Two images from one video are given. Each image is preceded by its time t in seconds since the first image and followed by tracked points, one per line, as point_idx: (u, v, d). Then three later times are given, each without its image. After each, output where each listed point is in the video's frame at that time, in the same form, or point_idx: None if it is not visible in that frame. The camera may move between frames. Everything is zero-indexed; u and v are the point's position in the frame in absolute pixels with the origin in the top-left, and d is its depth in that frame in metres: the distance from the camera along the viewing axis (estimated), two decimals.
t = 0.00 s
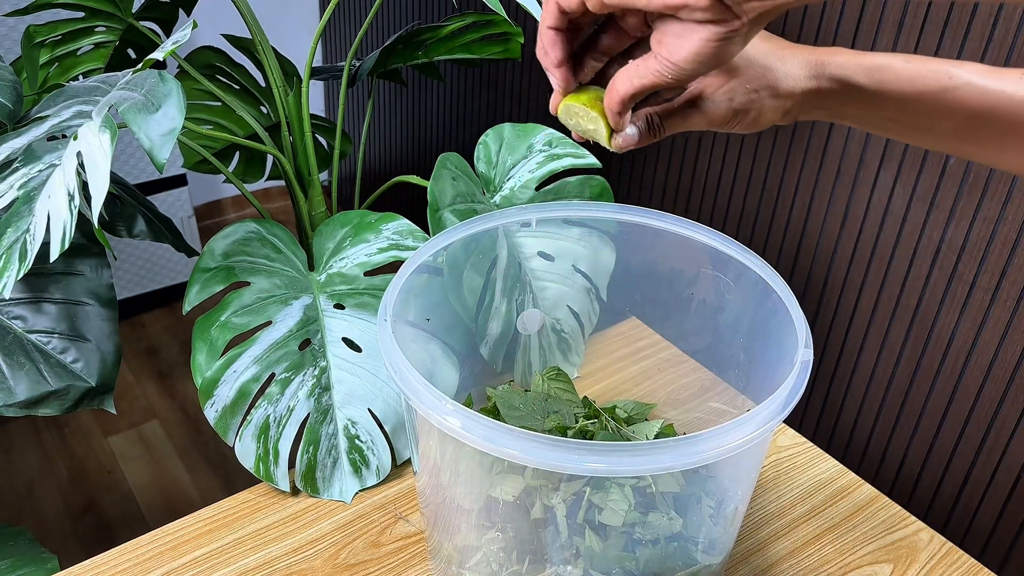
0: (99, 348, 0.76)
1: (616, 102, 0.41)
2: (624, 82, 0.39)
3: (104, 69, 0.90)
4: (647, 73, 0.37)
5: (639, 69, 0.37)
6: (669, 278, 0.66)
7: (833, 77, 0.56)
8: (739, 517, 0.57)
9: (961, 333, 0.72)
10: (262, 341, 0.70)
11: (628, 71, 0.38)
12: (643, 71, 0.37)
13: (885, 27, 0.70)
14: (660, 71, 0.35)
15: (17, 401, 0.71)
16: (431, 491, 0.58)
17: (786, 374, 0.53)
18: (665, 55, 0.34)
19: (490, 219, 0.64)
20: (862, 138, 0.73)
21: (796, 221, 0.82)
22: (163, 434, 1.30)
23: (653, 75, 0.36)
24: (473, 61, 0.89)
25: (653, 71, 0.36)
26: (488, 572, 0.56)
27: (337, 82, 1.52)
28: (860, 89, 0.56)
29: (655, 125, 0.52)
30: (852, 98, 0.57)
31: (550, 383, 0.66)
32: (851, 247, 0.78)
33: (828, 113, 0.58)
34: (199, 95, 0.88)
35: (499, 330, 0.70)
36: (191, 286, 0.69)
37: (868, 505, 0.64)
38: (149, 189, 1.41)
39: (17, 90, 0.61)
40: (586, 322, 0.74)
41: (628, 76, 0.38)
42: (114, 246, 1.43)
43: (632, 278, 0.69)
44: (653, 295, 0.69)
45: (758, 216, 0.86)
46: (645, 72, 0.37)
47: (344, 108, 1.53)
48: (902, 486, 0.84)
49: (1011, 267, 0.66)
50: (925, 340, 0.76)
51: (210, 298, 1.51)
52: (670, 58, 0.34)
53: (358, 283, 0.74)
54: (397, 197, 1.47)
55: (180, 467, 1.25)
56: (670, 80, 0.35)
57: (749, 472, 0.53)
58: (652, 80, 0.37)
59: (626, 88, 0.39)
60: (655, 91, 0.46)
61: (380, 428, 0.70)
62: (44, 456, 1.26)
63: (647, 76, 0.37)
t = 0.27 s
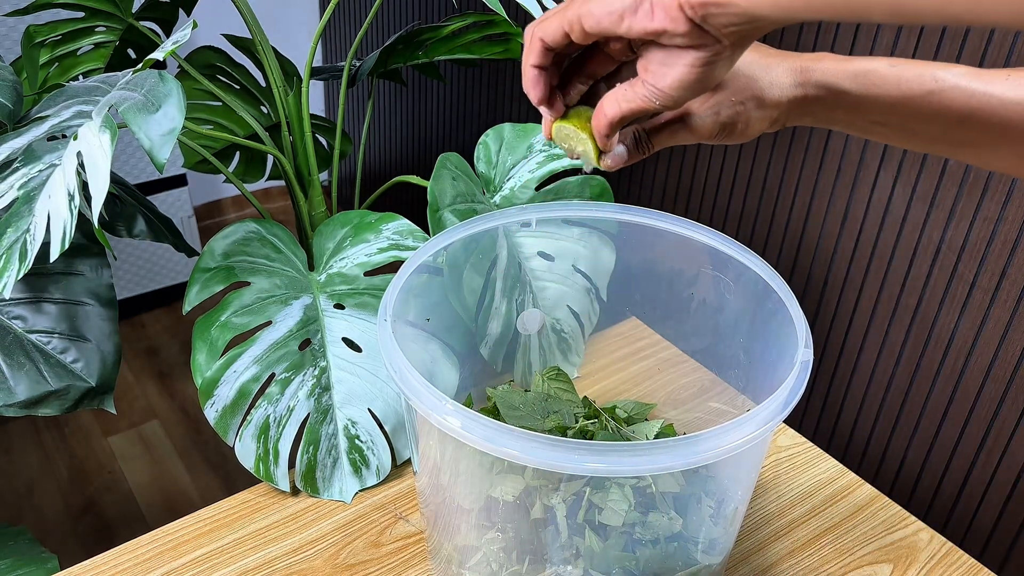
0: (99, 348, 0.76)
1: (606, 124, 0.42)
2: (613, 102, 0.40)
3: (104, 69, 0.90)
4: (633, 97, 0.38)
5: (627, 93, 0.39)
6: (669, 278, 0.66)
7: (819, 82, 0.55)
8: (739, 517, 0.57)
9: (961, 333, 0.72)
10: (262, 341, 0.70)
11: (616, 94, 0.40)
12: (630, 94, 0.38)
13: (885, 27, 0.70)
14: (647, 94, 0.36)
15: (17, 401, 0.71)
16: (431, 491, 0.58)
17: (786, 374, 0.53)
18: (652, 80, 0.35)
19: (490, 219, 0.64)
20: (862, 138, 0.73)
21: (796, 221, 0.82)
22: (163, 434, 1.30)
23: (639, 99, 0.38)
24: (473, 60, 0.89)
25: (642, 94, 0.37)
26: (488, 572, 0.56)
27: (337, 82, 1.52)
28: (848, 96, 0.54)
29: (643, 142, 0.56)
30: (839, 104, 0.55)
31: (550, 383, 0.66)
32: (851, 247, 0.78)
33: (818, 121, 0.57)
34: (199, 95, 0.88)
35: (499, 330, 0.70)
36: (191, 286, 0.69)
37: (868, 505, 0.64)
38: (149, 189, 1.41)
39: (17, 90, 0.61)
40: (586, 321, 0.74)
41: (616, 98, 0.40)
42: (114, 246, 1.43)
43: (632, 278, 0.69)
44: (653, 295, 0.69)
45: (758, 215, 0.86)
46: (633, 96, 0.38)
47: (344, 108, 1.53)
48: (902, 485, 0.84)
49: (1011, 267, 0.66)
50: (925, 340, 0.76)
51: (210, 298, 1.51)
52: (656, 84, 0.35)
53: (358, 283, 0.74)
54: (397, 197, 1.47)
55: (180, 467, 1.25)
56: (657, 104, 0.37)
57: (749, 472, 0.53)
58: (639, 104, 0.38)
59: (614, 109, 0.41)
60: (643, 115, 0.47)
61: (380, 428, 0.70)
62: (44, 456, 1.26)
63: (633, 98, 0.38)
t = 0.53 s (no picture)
0: (99, 348, 0.76)
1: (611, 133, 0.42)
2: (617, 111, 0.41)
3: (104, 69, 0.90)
4: (635, 105, 0.38)
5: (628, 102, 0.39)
6: (669, 278, 0.66)
7: (823, 87, 0.55)
8: (739, 517, 0.57)
9: (961, 333, 0.72)
10: (262, 341, 0.70)
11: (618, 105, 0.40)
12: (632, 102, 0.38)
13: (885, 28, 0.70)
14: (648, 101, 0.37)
15: (17, 401, 0.71)
16: (431, 491, 0.58)
17: (786, 374, 0.53)
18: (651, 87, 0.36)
19: (490, 219, 0.64)
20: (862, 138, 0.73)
21: (796, 221, 0.82)
22: (163, 434, 1.30)
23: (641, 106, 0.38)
24: (473, 61, 0.89)
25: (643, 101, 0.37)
26: (488, 572, 0.56)
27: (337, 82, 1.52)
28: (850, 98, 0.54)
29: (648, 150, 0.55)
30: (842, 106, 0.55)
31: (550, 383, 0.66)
32: (851, 247, 0.78)
33: (820, 123, 0.57)
34: (199, 95, 0.88)
35: (499, 330, 0.70)
36: (191, 286, 0.69)
37: (868, 505, 0.64)
38: (149, 189, 1.41)
39: (17, 90, 0.61)
40: (586, 321, 0.73)
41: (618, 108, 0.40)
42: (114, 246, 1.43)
43: (632, 278, 0.69)
44: (653, 295, 0.69)
45: (758, 215, 0.86)
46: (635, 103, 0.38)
47: (344, 108, 1.53)
48: (902, 485, 0.84)
49: (1011, 267, 0.66)
50: (925, 340, 0.76)
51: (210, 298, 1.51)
52: (656, 92, 0.35)
53: (357, 283, 0.74)
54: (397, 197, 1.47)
55: (180, 467, 1.25)
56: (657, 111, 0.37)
57: (749, 472, 0.53)
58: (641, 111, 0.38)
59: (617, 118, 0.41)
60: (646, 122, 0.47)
61: (380, 428, 0.70)
62: (44, 456, 1.26)
63: (635, 107, 0.38)
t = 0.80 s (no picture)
0: (99, 348, 0.76)
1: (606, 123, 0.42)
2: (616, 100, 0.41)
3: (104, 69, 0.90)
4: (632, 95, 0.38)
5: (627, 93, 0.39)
6: (669, 278, 0.66)
7: (823, 87, 0.54)
8: (739, 518, 0.57)
9: (961, 333, 0.72)
10: (262, 341, 0.70)
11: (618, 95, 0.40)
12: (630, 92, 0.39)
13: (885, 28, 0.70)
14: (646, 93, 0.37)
15: (17, 401, 0.71)
16: (431, 491, 0.58)
17: (786, 374, 0.53)
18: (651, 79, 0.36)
19: (490, 219, 0.64)
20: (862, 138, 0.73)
21: (796, 221, 0.82)
22: (163, 434, 1.30)
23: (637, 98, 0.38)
24: (473, 60, 0.89)
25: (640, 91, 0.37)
26: (488, 572, 0.56)
27: (337, 82, 1.52)
28: (855, 97, 0.54)
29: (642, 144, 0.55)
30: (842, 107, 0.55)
31: (550, 383, 0.65)
32: (851, 247, 0.78)
33: (821, 123, 0.57)
34: (199, 95, 0.88)
35: (499, 330, 0.70)
36: (191, 286, 0.69)
37: (868, 504, 0.64)
38: (149, 189, 1.41)
39: (17, 90, 0.61)
40: (586, 321, 0.73)
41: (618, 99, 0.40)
42: (114, 246, 1.43)
43: (632, 279, 0.69)
44: (653, 296, 0.69)
45: (758, 215, 0.86)
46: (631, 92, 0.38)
47: (344, 108, 1.53)
48: (902, 485, 0.84)
49: (1011, 266, 0.66)
50: (925, 340, 0.76)
51: (210, 298, 1.51)
52: (654, 81, 0.35)
53: (357, 283, 0.74)
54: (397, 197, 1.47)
55: (180, 467, 1.25)
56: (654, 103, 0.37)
57: (749, 473, 0.53)
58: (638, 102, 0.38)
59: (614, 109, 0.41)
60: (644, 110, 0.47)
61: (380, 428, 0.70)
62: (44, 456, 1.26)
63: (633, 99, 0.39)
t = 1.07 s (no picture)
0: (99, 348, 0.76)
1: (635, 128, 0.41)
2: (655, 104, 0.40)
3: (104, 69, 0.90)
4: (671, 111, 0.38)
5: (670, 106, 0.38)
6: (669, 278, 0.66)
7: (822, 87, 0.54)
8: (740, 517, 0.57)
9: (961, 333, 0.72)
10: (262, 341, 0.70)
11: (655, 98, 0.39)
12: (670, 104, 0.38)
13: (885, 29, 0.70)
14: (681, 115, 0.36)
15: (17, 401, 0.71)
16: (431, 491, 0.58)
17: (786, 374, 0.53)
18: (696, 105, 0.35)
19: (490, 219, 0.64)
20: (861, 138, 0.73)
21: (795, 221, 0.82)
22: (163, 434, 1.30)
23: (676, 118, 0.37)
24: (473, 60, 0.89)
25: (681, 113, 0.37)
26: (488, 572, 0.56)
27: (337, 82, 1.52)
28: (890, 155, 0.51)
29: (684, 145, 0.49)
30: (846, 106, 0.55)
31: (551, 383, 0.65)
32: (851, 247, 0.78)
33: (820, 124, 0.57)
34: (199, 95, 0.88)
35: (499, 330, 0.70)
36: (191, 286, 0.69)
37: (868, 504, 0.65)
38: (149, 189, 1.41)
39: (17, 90, 0.61)
40: (586, 322, 0.73)
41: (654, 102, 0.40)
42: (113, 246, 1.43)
43: (632, 279, 0.69)
44: (653, 296, 0.69)
45: (758, 215, 0.86)
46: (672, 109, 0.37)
47: (344, 108, 1.53)
48: (902, 485, 0.84)
49: (1011, 266, 0.66)
50: (925, 340, 0.76)
51: (210, 298, 1.51)
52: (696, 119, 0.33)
53: (358, 284, 0.74)
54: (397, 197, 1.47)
55: (180, 467, 1.25)
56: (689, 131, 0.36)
57: (749, 472, 0.53)
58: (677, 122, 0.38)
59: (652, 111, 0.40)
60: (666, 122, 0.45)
61: (380, 428, 0.70)
62: (43, 456, 1.26)
63: (669, 113, 0.38)
